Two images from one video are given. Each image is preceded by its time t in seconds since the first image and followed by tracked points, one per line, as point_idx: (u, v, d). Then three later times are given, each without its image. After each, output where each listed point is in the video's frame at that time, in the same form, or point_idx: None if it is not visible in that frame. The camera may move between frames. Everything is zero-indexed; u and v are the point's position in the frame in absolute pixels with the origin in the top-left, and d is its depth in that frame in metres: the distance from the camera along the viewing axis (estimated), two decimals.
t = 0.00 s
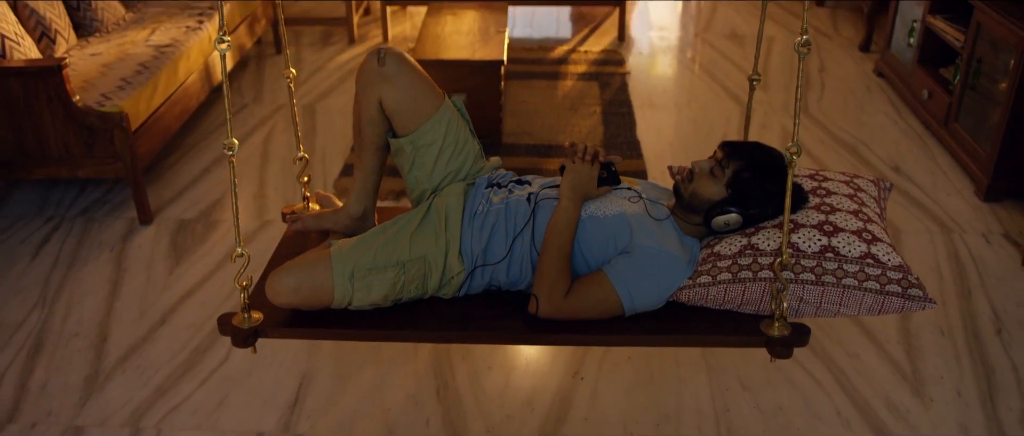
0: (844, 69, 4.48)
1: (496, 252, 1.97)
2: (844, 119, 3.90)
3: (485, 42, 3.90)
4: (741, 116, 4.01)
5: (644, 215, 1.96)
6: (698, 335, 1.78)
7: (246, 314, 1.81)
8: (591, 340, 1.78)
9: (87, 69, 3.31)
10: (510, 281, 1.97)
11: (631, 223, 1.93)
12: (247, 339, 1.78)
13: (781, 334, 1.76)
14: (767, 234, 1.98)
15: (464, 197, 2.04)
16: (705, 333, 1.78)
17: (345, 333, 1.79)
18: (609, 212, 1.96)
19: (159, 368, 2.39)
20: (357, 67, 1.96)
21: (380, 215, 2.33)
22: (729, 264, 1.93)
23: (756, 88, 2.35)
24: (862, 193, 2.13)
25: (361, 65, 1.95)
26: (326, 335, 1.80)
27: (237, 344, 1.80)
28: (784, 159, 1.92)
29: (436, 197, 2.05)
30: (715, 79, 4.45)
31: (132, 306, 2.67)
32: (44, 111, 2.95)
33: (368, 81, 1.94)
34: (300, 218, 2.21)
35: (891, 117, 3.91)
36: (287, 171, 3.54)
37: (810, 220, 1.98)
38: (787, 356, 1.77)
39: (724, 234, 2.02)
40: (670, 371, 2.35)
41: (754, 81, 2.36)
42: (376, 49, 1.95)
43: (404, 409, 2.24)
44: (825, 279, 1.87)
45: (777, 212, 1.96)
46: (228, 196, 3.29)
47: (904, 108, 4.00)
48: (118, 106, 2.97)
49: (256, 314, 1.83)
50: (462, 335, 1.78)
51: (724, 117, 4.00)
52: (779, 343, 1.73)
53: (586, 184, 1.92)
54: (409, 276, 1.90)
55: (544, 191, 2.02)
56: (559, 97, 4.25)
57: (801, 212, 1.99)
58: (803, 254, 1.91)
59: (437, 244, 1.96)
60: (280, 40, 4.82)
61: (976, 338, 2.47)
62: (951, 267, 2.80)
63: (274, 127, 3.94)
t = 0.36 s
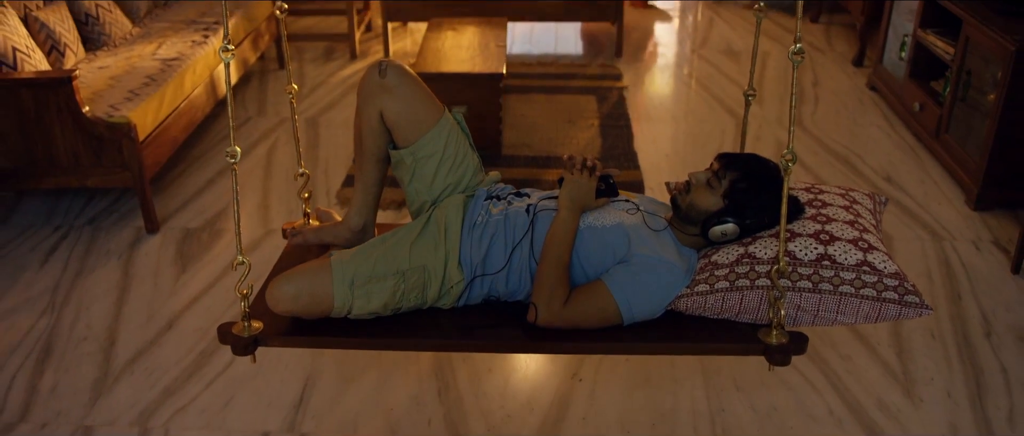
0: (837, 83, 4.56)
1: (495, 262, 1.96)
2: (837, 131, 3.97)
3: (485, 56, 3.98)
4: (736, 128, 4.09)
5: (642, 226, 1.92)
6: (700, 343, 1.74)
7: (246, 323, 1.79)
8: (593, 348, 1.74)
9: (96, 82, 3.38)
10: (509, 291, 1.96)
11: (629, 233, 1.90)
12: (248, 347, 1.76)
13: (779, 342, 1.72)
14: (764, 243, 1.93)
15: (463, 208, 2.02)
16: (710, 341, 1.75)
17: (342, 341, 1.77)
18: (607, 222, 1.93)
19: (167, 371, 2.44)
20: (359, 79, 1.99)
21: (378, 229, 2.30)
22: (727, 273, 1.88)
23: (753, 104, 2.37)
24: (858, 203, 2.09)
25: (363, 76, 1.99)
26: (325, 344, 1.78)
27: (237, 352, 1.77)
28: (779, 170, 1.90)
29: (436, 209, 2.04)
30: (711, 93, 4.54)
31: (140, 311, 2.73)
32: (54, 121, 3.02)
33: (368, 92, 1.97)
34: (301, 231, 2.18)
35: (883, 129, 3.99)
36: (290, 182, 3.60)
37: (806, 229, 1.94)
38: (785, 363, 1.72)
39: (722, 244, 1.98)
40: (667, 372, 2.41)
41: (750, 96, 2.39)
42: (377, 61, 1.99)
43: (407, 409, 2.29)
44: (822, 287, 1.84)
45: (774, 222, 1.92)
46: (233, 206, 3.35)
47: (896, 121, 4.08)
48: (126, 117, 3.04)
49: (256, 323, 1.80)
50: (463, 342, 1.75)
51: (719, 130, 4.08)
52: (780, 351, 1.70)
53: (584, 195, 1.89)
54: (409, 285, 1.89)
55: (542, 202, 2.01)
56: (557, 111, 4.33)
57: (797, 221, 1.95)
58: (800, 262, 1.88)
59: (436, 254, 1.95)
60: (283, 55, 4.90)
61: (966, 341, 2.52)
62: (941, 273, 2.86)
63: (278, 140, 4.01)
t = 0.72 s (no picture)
0: (832, 97, 4.64)
1: (496, 267, 1.97)
2: (831, 143, 4.04)
3: (485, 69, 4.05)
4: (732, 140, 4.16)
5: (640, 232, 1.95)
6: (699, 345, 1.75)
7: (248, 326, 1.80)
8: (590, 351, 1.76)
9: (104, 93, 3.45)
10: (509, 297, 1.97)
11: (628, 238, 1.92)
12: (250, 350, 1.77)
13: (775, 344, 1.73)
14: (760, 248, 1.97)
15: (464, 214, 2.04)
16: (708, 344, 1.76)
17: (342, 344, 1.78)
18: (605, 228, 1.95)
19: (174, 373, 2.50)
20: (362, 89, 2.04)
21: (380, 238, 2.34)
22: (723, 276, 1.91)
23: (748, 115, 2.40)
24: (851, 211, 2.13)
25: (366, 86, 2.03)
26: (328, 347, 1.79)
27: (240, 355, 1.78)
28: (773, 177, 1.93)
29: (437, 216, 2.06)
30: (707, 106, 4.61)
31: (147, 316, 2.78)
32: (64, 131, 3.09)
33: (370, 101, 2.01)
34: (304, 240, 2.21)
35: (876, 141, 4.06)
36: (294, 192, 3.67)
37: (800, 234, 1.98)
38: (781, 365, 1.73)
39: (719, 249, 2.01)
40: (663, 374, 2.46)
41: (745, 108, 2.42)
42: (379, 71, 2.03)
43: (409, 409, 2.35)
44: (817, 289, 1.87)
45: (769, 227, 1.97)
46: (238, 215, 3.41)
47: (889, 133, 4.15)
48: (135, 126, 3.11)
49: (260, 326, 1.82)
50: (462, 345, 1.76)
51: (715, 142, 4.15)
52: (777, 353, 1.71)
53: (583, 201, 1.91)
54: (410, 289, 1.91)
55: (542, 210, 2.02)
56: (556, 123, 4.40)
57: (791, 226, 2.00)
58: (795, 265, 1.92)
59: (437, 259, 1.97)
60: (286, 69, 4.98)
61: (956, 344, 2.58)
62: (932, 279, 2.91)
63: (282, 151, 4.07)
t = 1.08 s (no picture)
0: (826, 111, 4.72)
1: (497, 268, 2.03)
2: (825, 155, 4.12)
3: (485, 83, 4.13)
4: (728, 152, 4.23)
5: (637, 234, 2.01)
6: (693, 343, 1.81)
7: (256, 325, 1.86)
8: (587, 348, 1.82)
9: (113, 105, 3.53)
10: (510, 297, 2.03)
11: (624, 240, 1.99)
12: (258, 348, 1.82)
13: (768, 342, 1.78)
14: (753, 248, 2.03)
15: (465, 218, 2.11)
16: (702, 342, 1.81)
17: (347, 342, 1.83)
18: (603, 230, 2.01)
19: (181, 375, 2.55)
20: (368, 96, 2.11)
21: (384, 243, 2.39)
22: (717, 276, 1.97)
23: (741, 123, 2.47)
24: (842, 214, 2.19)
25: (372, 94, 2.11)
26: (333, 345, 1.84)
27: (248, 352, 1.83)
28: (766, 182, 1.99)
29: (440, 220, 2.13)
30: (704, 119, 4.69)
31: (155, 321, 2.84)
32: (74, 141, 3.16)
33: (375, 108, 2.09)
34: (309, 245, 2.26)
35: (870, 154, 4.13)
36: (297, 203, 3.73)
37: (792, 235, 2.04)
38: (773, 361, 1.77)
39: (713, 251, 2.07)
40: (660, 376, 2.52)
41: (738, 116, 2.48)
42: (384, 79, 2.11)
43: (411, 410, 2.40)
44: (808, 288, 1.93)
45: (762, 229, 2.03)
46: (243, 224, 3.48)
47: (882, 146, 4.22)
48: (143, 137, 3.18)
49: (267, 325, 1.87)
50: (465, 343, 1.82)
51: (711, 154, 4.22)
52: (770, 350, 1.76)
53: (581, 204, 1.98)
54: (414, 289, 1.97)
55: (541, 214, 2.10)
56: (555, 136, 4.47)
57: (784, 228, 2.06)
58: (787, 265, 1.98)
59: (440, 261, 2.03)
60: (289, 84, 5.06)
61: (946, 347, 2.64)
62: (923, 286, 2.98)
63: (285, 164, 4.15)
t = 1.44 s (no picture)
0: (820, 122, 4.80)
1: (498, 264, 2.10)
2: (820, 165, 4.19)
3: (486, 95, 4.21)
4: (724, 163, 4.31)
5: (633, 232, 2.08)
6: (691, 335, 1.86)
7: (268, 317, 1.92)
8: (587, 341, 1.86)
9: (121, 115, 3.60)
10: (511, 292, 2.09)
11: (621, 237, 2.06)
12: (270, 340, 1.87)
13: (759, 334, 1.84)
14: (744, 244, 2.09)
15: (468, 216, 2.18)
16: (698, 333, 1.86)
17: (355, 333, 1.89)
18: (601, 228, 2.08)
19: (189, 377, 2.61)
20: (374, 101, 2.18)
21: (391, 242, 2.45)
22: (710, 271, 2.03)
23: (733, 125, 2.54)
24: (830, 213, 2.26)
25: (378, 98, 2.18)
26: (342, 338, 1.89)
27: (261, 345, 1.88)
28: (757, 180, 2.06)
29: (444, 218, 2.20)
30: (701, 131, 4.77)
31: (162, 325, 2.90)
32: (84, 150, 3.23)
33: (382, 110, 2.16)
34: (317, 243, 2.32)
35: (863, 164, 4.21)
36: (301, 211, 3.80)
37: (782, 232, 2.11)
38: (764, 353, 1.82)
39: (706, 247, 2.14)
40: (657, 377, 2.58)
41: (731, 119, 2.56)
42: (390, 83, 2.17)
43: (414, 409, 2.46)
44: (797, 282, 2.00)
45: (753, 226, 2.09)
46: (248, 232, 3.54)
47: (876, 156, 4.30)
48: (151, 146, 3.25)
49: (278, 319, 1.92)
50: (468, 334, 1.88)
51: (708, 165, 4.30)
52: (761, 341, 1.81)
53: (580, 203, 2.05)
54: (419, 284, 2.04)
55: (542, 212, 2.16)
56: (554, 147, 4.55)
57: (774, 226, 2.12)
58: (777, 260, 2.05)
59: (444, 257, 2.11)
60: (293, 97, 5.14)
61: (937, 349, 2.70)
62: (915, 290, 3.04)
63: (289, 174, 4.22)
